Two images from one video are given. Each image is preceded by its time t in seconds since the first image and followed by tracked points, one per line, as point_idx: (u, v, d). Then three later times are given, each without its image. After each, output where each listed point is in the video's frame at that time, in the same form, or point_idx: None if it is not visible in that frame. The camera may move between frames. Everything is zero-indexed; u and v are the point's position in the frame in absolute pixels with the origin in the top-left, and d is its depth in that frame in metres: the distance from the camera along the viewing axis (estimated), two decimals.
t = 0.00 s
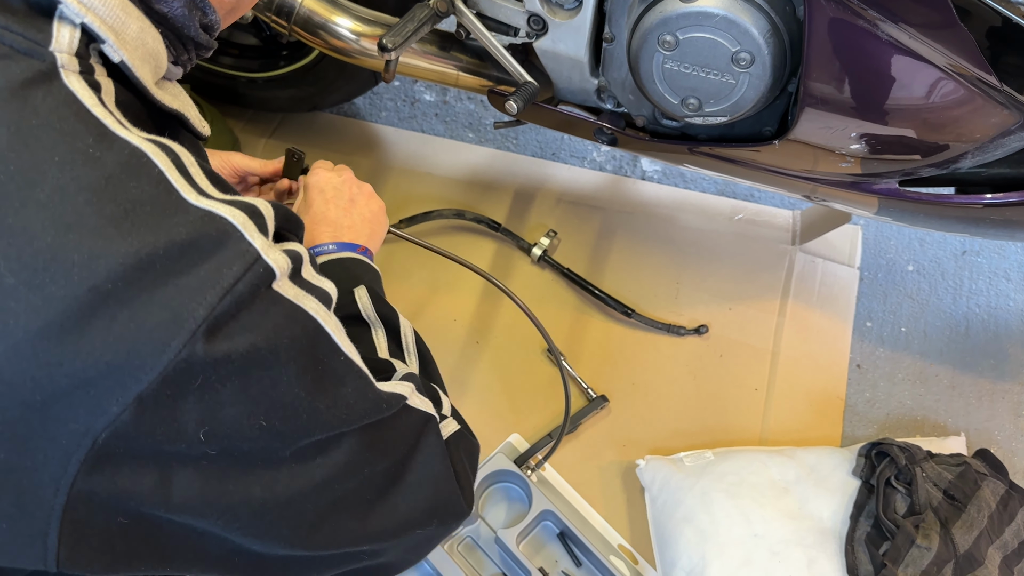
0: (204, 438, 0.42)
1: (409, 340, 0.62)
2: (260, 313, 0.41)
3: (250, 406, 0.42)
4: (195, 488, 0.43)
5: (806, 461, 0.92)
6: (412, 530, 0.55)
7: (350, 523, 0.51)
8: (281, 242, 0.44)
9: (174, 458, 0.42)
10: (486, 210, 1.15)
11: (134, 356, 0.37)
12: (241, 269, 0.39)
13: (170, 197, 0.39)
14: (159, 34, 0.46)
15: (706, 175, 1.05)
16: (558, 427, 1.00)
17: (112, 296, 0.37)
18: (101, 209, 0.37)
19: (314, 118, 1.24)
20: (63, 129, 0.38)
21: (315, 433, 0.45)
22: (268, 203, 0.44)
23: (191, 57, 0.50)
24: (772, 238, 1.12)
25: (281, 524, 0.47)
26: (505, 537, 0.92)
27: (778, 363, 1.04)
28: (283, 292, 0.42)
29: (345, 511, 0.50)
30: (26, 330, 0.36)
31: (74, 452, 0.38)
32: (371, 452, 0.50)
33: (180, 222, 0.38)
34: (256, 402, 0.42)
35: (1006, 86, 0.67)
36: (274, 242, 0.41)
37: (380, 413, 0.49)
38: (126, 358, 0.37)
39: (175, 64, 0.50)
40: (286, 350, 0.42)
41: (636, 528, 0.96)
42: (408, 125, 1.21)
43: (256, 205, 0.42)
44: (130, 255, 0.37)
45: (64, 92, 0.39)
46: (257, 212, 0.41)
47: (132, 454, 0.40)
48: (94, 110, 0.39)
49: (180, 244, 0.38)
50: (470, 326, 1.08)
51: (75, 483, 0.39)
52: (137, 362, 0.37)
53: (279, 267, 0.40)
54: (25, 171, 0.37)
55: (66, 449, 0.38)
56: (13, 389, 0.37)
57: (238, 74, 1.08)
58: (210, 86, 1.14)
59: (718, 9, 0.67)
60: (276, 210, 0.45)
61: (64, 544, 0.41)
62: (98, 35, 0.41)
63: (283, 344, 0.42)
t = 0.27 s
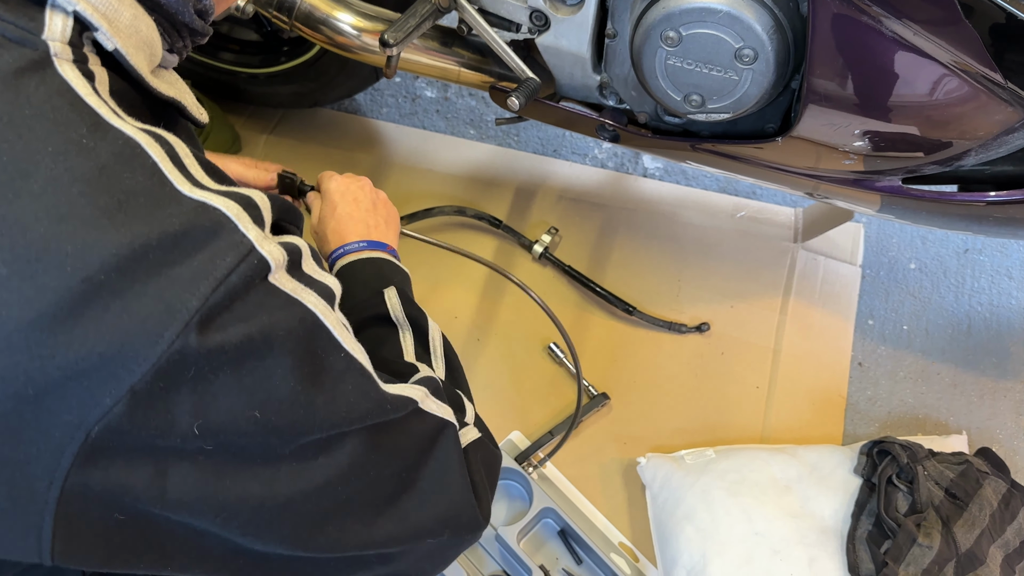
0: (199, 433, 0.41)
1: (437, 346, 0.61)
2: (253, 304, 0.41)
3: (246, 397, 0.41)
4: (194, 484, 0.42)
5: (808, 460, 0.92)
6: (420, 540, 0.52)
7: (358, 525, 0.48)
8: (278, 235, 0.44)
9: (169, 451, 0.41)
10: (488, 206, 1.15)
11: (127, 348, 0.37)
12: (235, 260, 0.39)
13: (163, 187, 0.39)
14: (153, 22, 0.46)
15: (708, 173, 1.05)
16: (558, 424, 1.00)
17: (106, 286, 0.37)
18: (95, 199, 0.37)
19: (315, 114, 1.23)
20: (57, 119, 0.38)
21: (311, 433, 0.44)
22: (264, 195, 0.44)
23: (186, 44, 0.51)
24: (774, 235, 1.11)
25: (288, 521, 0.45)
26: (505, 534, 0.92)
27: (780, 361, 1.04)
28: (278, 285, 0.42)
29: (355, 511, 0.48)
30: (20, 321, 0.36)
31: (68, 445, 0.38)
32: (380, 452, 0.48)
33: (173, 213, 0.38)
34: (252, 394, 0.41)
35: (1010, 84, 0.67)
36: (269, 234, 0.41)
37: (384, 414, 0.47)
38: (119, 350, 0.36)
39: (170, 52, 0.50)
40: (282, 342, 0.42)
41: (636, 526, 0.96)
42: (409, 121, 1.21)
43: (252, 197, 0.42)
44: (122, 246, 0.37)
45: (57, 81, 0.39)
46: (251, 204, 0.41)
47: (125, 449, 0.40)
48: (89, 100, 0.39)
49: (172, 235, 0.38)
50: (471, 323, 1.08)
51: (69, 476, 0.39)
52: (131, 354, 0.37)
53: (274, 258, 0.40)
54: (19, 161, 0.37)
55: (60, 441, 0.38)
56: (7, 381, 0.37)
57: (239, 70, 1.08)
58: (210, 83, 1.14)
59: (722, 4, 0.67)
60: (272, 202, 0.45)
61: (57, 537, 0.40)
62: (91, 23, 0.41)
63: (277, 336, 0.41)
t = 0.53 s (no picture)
0: (208, 428, 0.41)
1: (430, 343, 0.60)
2: (263, 301, 0.40)
3: (255, 394, 0.41)
4: (201, 480, 0.42)
5: (808, 457, 0.91)
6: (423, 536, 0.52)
7: (365, 519, 0.49)
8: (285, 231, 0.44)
9: (179, 448, 0.41)
10: (488, 203, 1.15)
11: (136, 344, 0.36)
12: (242, 258, 0.39)
13: (171, 184, 0.39)
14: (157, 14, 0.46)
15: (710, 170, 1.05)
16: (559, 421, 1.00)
17: (115, 284, 0.37)
18: (103, 197, 0.37)
19: (316, 111, 1.23)
20: (64, 116, 0.38)
21: (321, 428, 0.44)
22: (271, 191, 0.43)
23: (189, 38, 0.51)
24: (776, 233, 1.11)
25: (292, 516, 0.45)
26: (506, 531, 0.92)
27: (781, 358, 1.04)
28: (285, 282, 0.41)
29: (358, 507, 0.48)
30: (28, 318, 0.36)
31: (78, 439, 0.38)
32: (384, 446, 0.48)
33: (181, 211, 0.38)
34: (260, 391, 0.41)
35: (1013, 81, 0.67)
36: (276, 231, 0.41)
37: (390, 407, 0.47)
38: (129, 347, 0.36)
39: (173, 46, 0.50)
40: (289, 338, 0.41)
41: (636, 524, 0.96)
42: (410, 118, 1.21)
43: (258, 193, 0.41)
44: (131, 244, 0.36)
45: (64, 78, 0.39)
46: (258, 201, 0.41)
47: (133, 445, 0.40)
48: (97, 96, 0.39)
49: (180, 232, 0.38)
50: (472, 320, 1.07)
51: (78, 473, 0.39)
52: (139, 351, 0.37)
53: (281, 256, 0.40)
54: (27, 159, 0.37)
55: (70, 437, 0.38)
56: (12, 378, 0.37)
57: (239, 65, 1.08)
58: (211, 79, 1.13)
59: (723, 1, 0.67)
60: (278, 199, 0.44)
61: (67, 534, 0.41)
62: (98, 18, 0.41)
63: (286, 333, 0.41)
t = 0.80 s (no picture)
0: (211, 418, 0.41)
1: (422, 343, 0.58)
2: (263, 289, 0.40)
3: (257, 382, 0.40)
4: (207, 469, 0.42)
5: (809, 456, 0.91)
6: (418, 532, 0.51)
7: (377, 507, 0.48)
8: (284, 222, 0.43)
9: (182, 437, 0.41)
10: (488, 201, 1.14)
11: (136, 334, 0.36)
12: (242, 246, 0.38)
13: (169, 174, 0.39)
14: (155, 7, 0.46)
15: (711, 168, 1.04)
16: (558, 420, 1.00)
17: (115, 272, 0.36)
18: (102, 186, 0.37)
19: (316, 107, 1.22)
20: (62, 106, 0.37)
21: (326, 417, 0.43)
22: (272, 183, 0.43)
23: (188, 32, 0.51)
24: (776, 231, 1.11)
25: (299, 506, 0.45)
26: (505, 529, 0.92)
27: (781, 357, 1.04)
28: (285, 270, 0.41)
29: (366, 497, 0.48)
30: (28, 307, 0.36)
31: (80, 429, 0.38)
32: (390, 437, 0.48)
33: (180, 200, 0.38)
34: (264, 378, 0.41)
35: (1015, 79, 0.66)
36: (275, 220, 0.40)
37: (399, 396, 0.46)
38: (129, 336, 0.36)
39: (172, 40, 0.50)
40: (291, 326, 0.41)
41: (636, 522, 0.96)
42: (409, 115, 1.21)
43: (258, 183, 0.41)
44: (129, 232, 0.36)
45: (63, 69, 0.38)
46: (258, 190, 0.40)
47: (136, 435, 0.40)
48: (95, 87, 0.38)
49: (180, 220, 0.37)
50: (472, 318, 1.07)
51: (77, 467, 0.39)
52: (138, 342, 0.36)
53: (281, 245, 0.39)
54: (26, 148, 0.37)
55: (71, 427, 0.38)
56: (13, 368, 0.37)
57: (238, 62, 1.07)
58: (210, 76, 1.13)
59: None
60: (278, 189, 0.44)
61: (70, 525, 0.41)
62: (96, 9, 0.41)
63: (287, 320, 0.40)
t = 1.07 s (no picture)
0: (207, 410, 0.40)
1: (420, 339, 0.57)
2: (255, 280, 0.40)
3: (249, 377, 0.40)
4: (204, 460, 0.42)
5: (807, 454, 0.91)
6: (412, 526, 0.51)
7: (375, 498, 0.48)
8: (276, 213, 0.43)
9: (175, 431, 0.41)
10: (487, 198, 1.14)
11: (128, 326, 0.36)
12: (234, 237, 0.38)
13: (160, 167, 0.39)
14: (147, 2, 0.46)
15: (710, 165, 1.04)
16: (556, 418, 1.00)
17: (107, 264, 0.36)
18: (91, 177, 0.37)
19: (314, 103, 1.22)
20: (53, 99, 0.37)
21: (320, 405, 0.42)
22: (266, 176, 0.43)
23: (180, 29, 0.51)
24: (775, 229, 1.11)
25: (297, 495, 0.45)
26: (502, 527, 0.92)
27: (779, 354, 1.04)
28: (277, 260, 0.41)
29: (365, 488, 0.47)
30: (18, 299, 0.36)
31: (73, 421, 0.38)
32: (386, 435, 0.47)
33: (171, 191, 0.38)
34: (257, 368, 0.40)
35: (1015, 78, 0.66)
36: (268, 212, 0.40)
37: (396, 384, 0.46)
38: (121, 329, 0.36)
39: (165, 36, 0.50)
40: (284, 316, 0.40)
41: (634, 519, 0.96)
42: (407, 112, 1.20)
43: (250, 174, 0.41)
44: (120, 224, 0.36)
45: (53, 61, 0.38)
46: (250, 181, 0.40)
47: (131, 428, 0.39)
48: (85, 80, 0.38)
49: (171, 212, 0.37)
50: (470, 316, 1.07)
51: (67, 464, 0.39)
52: (130, 334, 0.36)
53: (273, 236, 0.40)
54: (15, 141, 0.36)
55: (62, 422, 0.38)
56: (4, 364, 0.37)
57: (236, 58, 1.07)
58: (209, 72, 1.13)
59: None
60: (270, 180, 0.44)
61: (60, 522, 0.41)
62: (87, 3, 0.41)
63: (281, 307, 0.40)
